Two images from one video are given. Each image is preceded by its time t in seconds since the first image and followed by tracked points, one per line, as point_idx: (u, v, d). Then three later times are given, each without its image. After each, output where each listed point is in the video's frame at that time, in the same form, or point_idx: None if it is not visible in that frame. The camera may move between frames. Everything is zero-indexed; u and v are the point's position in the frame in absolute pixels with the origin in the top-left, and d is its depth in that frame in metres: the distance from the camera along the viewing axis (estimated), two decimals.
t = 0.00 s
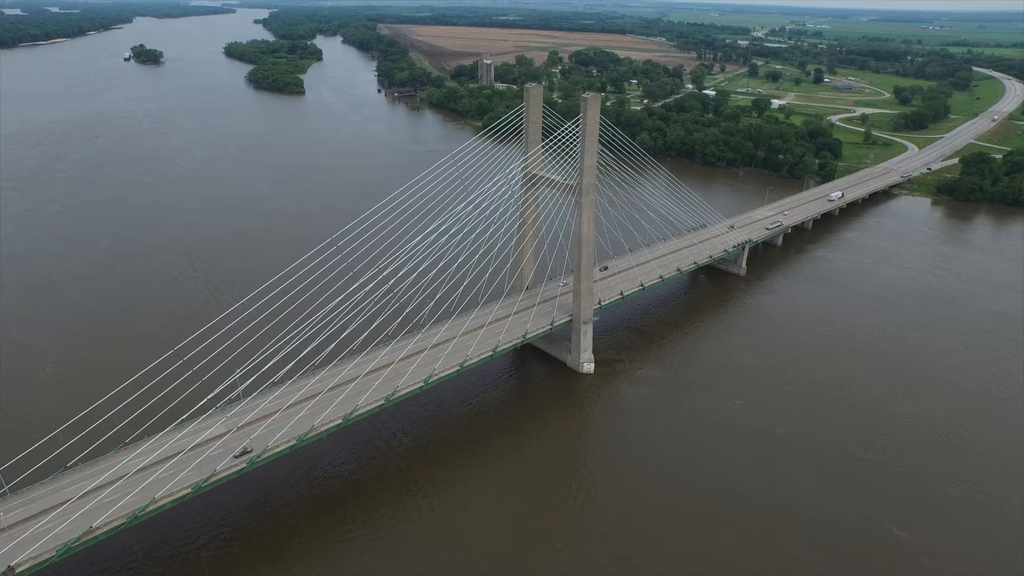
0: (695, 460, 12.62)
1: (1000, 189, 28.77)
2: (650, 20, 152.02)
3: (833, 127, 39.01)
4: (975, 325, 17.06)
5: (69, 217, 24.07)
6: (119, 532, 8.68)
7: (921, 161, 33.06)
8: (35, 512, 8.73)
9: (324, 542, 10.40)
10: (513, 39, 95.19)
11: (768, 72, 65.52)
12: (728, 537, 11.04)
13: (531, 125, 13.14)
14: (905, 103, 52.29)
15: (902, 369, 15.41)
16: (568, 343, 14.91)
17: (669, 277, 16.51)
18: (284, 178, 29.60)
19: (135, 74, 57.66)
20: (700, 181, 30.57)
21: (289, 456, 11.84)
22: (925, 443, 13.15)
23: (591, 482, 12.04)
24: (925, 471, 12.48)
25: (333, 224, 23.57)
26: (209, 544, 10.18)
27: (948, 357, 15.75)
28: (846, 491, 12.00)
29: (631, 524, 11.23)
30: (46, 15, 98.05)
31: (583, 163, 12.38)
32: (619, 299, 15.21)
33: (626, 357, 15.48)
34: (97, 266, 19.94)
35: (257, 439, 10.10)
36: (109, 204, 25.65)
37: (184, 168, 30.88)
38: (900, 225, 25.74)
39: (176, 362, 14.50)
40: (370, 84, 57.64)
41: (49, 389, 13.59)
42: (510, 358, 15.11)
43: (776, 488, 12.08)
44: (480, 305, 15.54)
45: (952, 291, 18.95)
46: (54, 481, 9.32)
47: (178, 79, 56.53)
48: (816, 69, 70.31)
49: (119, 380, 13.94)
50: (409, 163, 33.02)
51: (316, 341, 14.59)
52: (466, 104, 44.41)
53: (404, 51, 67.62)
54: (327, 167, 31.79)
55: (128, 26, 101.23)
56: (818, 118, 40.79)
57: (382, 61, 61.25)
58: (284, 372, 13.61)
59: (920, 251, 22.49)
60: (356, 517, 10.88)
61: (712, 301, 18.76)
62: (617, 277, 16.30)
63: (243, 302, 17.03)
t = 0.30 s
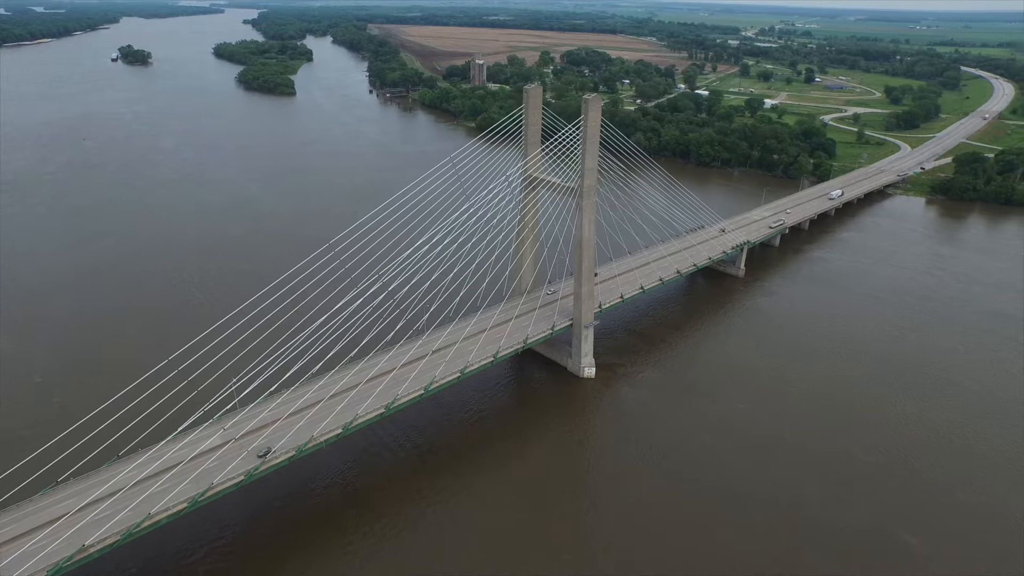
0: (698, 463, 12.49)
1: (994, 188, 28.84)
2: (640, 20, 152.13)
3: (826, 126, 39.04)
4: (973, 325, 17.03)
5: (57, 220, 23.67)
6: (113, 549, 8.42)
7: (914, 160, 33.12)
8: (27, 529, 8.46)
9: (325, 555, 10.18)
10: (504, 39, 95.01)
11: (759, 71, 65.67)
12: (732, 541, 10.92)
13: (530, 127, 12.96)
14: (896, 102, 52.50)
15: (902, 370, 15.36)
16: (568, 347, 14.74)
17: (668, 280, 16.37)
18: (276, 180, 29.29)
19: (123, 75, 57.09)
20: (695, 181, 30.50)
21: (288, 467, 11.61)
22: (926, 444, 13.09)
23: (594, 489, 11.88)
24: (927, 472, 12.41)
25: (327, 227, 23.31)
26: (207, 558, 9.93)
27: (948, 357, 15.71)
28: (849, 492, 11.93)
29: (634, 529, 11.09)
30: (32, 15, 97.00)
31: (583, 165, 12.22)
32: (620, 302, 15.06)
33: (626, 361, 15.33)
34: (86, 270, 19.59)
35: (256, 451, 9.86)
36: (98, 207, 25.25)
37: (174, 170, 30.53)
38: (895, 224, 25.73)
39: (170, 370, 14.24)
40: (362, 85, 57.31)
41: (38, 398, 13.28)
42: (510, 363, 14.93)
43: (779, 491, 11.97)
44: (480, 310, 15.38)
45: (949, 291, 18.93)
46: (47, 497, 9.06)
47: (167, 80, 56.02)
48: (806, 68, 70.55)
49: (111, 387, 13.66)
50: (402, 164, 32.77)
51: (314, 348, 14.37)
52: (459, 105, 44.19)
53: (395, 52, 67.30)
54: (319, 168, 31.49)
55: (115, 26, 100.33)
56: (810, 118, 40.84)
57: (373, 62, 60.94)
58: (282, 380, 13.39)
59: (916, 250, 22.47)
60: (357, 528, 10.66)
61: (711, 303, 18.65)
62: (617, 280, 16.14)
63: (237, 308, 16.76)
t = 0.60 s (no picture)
0: (699, 467, 12.43)
1: (986, 188, 28.96)
2: (629, 20, 152.29)
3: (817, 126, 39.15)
4: (971, 324, 17.04)
5: (44, 224, 23.22)
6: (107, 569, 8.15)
7: (905, 159, 33.25)
8: (17, 549, 8.18)
9: (325, 567, 9.95)
10: (494, 39, 94.80)
11: (749, 71, 65.87)
12: (736, 545, 10.86)
13: (529, 129, 12.78)
14: (885, 101, 52.79)
15: (901, 370, 15.35)
16: (568, 351, 14.57)
17: (667, 282, 16.24)
18: (267, 183, 28.95)
19: (109, 76, 56.35)
20: (689, 181, 30.43)
21: (286, 478, 11.36)
22: (927, 444, 13.08)
23: (596, 494, 11.72)
24: (928, 473, 12.40)
25: (320, 229, 23.03)
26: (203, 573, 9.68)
27: (946, 357, 15.70)
28: (850, 494, 11.92)
29: (638, 535, 10.97)
30: (15, 15, 95.67)
31: (583, 168, 12.05)
32: (619, 306, 14.91)
33: (626, 364, 15.19)
34: (73, 275, 19.17)
35: (253, 463, 9.61)
36: (85, 211, 24.80)
37: (163, 172, 30.12)
38: (889, 224, 25.78)
39: (163, 377, 13.98)
40: (351, 86, 56.93)
41: (25, 408, 12.92)
42: (509, 368, 14.75)
43: (781, 494, 11.93)
44: (479, 315, 15.22)
45: (945, 291, 18.96)
46: (39, 513, 8.76)
47: (154, 81, 55.36)
48: (795, 68, 70.90)
49: (102, 395, 13.37)
50: (394, 166, 32.51)
51: (312, 355, 14.17)
52: (450, 105, 43.96)
53: (385, 52, 66.91)
54: (310, 170, 31.17)
55: (99, 27, 99.12)
56: (802, 117, 40.93)
57: (363, 62, 60.54)
58: (280, 388, 13.17)
59: (910, 250, 22.52)
60: (357, 540, 10.43)
61: (709, 305, 18.55)
62: (615, 283, 15.99)
63: (230, 314, 16.49)
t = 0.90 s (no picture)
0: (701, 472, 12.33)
1: (976, 186, 29.12)
2: (617, 20, 152.60)
3: (807, 125, 39.27)
4: (967, 324, 17.07)
5: (29, 229, 22.74)
6: None
7: (896, 158, 33.40)
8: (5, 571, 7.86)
9: None
10: (482, 39, 94.56)
11: (737, 71, 66.10)
12: (739, 549, 10.80)
13: (526, 131, 12.58)
14: (873, 101, 53.14)
15: (899, 371, 15.33)
16: (567, 356, 14.40)
17: (665, 285, 16.11)
18: (257, 186, 28.57)
19: (92, 78, 55.51)
20: (681, 181, 30.37)
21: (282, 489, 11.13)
22: (928, 445, 13.06)
23: (598, 502, 11.56)
24: (930, 475, 12.39)
25: (311, 233, 22.71)
26: None
27: (944, 357, 15.69)
28: (853, 498, 11.87)
29: (642, 543, 10.85)
30: None
31: (582, 171, 11.87)
32: (617, 309, 14.76)
33: (625, 368, 15.06)
34: (59, 281, 18.73)
35: (250, 476, 9.35)
36: (70, 215, 24.33)
37: (150, 175, 29.65)
38: (881, 223, 25.84)
39: (155, 387, 13.68)
40: (340, 87, 56.50)
41: (13, 420, 12.59)
42: (506, 374, 14.57)
43: (785, 500, 11.85)
44: (477, 319, 15.06)
45: (939, 290, 19.01)
46: (27, 533, 8.44)
47: (139, 83, 54.61)
48: (783, 67, 71.24)
49: (91, 407, 13.05)
50: (386, 168, 32.22)
51: (309, 363, 13.96)
52: (440, 106, 43.71)
53: (372, 52, 66.48)
54: (300, 172, 30.82)
55: (82, 27, 97.81)
56: (792, 116, 41.03)
57: (351, 63, 60.12)
58: (277, 396, 12.94)
59: (903, 250, 22.59)
60: (357, 550, 10.26)
61: (707, 306, 18.45)
62: (613, 286, 15.84)
63: (220, 321, 16.20)
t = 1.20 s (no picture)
0: (702, 475, 12.25)
1: (963, 184, 29.32)
2: (601, 19, 153.48)
3: (796, 125, 39.42)
4: (960, 323, 17.11)
5: (9, 234, 22.21)
6: None
7: (884, 157, 33.58)
8: None
9: None
10: (468, 39, 94.29)
11: (724, 70, 66.36)
12: (742, 554, 10.70)
13: (522, 133, 12.43)
14: (858, 99, 53.52)
15: (894, 370, 15.34)
16: (565, 360, 14.22)
17: (661, 287, 15.99)
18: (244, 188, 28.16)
19: (73, 80, 54.59)
20: (672, 181, 30.31)
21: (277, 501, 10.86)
22: (926, 445, 13.05)
23: (599, 508, 11.40)
24: (929, 476, 12.35)
25: (300, 236, 22.35)
26: None
27: (939, 356, 15.72)
28: (854, 500, 11.80)
29: (645, 550, 10.71)
30: None
31: (580, 173, 11.71)
32: (615, 312, 14.61)
33: (623, 372, 14.93)
34: (43, 287, 18.27)
35: (245, 491, 9.07)
36: (53, 219, 23.81)
37: (133, 178, 29.12)
38: (871, 222, 25.93)
39: (140, 398, 13.31)
40: (326, 88, 56.02)
41: None
42: (503, 379, 14.37)
43: (786, 503, 11.75)
44: (474, 324, 14.88)
45: (932, 289, 19.06)
46: (13, 554, 8.12)
47: (122, 84, 53.80)
48: (769, 66, 71.61)
49: (75, 418, 12.68)
50: (375, 169, 31.92)
51: (305, 370, 13.73)
52: (429, 107, 43.42)
53: (358, 52, 66.08)
54: (288, 174, 30.45)
55: (60, 27, 96.22)
56: (780, 116, 41.18)
57: (338, 64, 59.64)
58: (272, 406, 12.69)
59: (895, 249, 22.66)
60: (356, 562, 10.04)
61: (702, 307, 18.36)
62: (610, 288, 15.69)
63: (209, 328, 15.85)
